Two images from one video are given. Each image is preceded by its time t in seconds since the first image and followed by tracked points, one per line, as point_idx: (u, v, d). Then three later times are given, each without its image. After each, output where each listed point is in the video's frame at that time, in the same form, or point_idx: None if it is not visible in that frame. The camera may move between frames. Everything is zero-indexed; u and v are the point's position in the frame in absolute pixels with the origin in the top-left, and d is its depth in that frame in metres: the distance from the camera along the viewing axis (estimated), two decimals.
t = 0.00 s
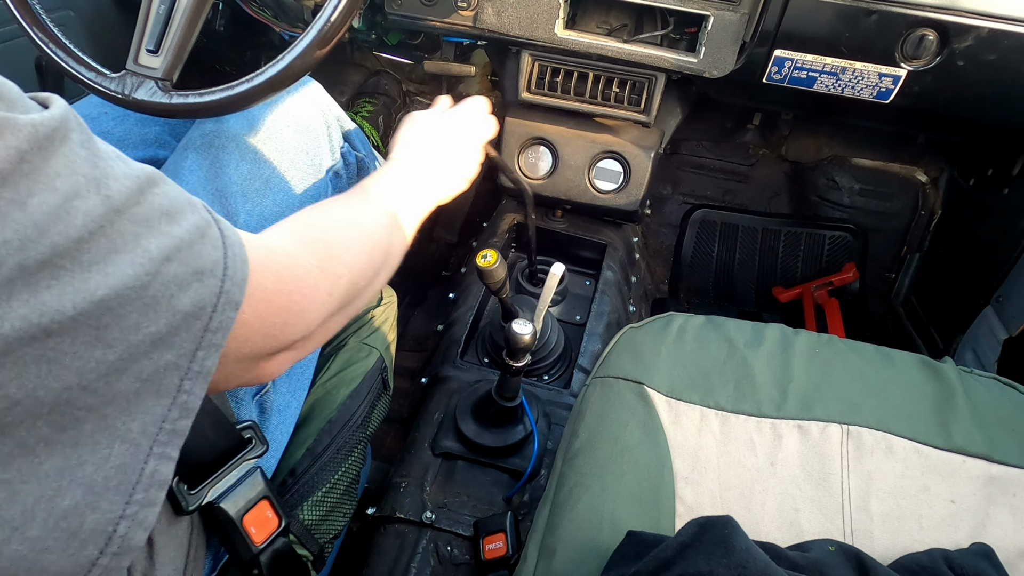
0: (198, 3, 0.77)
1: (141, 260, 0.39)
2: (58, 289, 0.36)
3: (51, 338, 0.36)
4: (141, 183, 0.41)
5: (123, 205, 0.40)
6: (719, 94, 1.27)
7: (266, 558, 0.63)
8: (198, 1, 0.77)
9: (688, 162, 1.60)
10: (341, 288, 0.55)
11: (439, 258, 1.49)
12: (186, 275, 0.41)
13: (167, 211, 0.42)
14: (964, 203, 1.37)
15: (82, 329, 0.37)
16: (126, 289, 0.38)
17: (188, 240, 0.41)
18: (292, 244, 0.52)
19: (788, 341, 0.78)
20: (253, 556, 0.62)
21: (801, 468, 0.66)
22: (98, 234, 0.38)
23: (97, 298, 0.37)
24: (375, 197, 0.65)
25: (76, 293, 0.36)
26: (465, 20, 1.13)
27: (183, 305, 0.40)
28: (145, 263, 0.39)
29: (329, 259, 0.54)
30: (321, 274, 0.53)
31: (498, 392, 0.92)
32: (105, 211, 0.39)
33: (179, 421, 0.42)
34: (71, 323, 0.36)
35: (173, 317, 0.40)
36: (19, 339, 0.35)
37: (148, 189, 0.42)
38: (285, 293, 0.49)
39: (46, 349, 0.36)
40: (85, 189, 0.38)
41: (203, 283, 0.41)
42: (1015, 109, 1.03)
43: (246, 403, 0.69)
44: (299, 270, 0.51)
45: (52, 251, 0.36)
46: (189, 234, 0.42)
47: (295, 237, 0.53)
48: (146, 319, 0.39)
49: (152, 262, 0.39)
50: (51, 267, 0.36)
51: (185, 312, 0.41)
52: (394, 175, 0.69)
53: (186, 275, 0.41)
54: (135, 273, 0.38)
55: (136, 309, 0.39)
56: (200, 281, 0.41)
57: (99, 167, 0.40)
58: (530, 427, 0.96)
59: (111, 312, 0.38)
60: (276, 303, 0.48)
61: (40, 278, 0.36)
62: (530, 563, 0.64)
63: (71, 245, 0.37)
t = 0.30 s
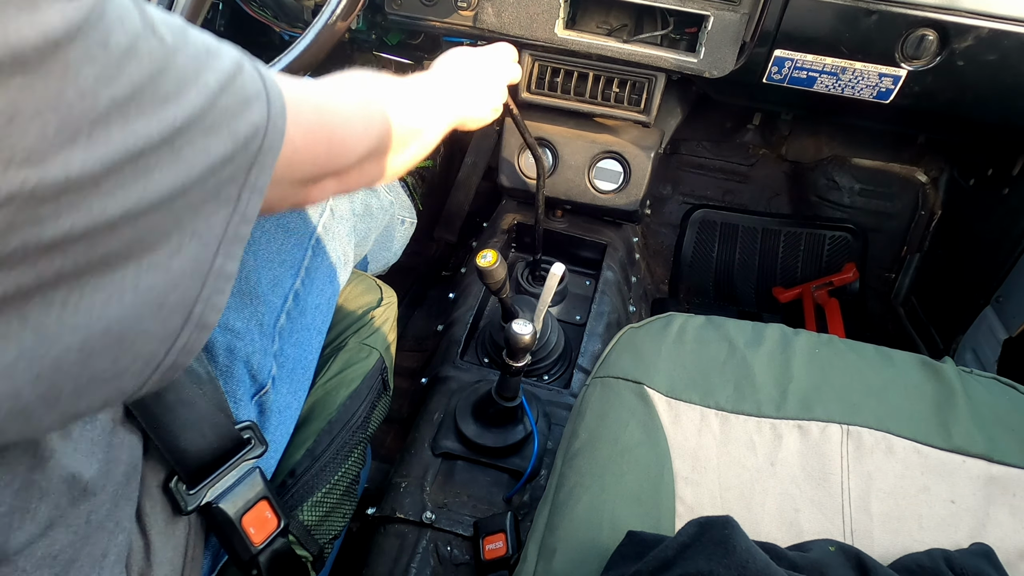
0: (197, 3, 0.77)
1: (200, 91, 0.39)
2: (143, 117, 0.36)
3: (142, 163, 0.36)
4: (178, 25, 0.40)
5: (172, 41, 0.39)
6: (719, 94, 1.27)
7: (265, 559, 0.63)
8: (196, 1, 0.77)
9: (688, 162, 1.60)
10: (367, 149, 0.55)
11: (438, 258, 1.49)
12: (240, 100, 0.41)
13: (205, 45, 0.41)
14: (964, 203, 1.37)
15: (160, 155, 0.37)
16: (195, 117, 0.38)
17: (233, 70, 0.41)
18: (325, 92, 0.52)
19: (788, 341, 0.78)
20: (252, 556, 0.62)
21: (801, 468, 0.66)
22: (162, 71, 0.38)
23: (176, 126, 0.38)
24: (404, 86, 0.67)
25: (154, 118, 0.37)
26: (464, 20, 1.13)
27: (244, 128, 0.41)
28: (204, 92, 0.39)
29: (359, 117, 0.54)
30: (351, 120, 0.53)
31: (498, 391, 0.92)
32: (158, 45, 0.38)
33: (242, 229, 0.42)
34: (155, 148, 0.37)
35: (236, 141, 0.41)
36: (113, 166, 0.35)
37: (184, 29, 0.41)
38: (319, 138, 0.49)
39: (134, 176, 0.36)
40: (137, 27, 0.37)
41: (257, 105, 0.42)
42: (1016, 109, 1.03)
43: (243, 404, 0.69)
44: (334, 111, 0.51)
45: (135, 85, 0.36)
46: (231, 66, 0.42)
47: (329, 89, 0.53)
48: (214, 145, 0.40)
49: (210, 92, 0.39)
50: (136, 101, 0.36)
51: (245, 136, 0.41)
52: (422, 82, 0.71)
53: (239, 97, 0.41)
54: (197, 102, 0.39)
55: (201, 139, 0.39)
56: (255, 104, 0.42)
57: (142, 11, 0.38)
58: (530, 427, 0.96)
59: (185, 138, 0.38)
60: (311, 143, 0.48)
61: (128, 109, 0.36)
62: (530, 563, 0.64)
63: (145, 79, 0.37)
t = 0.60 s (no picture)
0: (198, 3, 0.77)
1: (172, 122, 0.37)
2: (108, 146, 0.34)
3: (107, 193, 0.34)
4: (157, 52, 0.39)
5: (146, 69, 0.37)
6: (719, 94, 1.27)
7: (267, 559, 0.63)
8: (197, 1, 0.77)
9: (688, 162, 1.60)
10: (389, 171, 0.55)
11: (438, 258, 1.49)
12: (218, 134, 0.39)
13: (185, 74, 0.39)
14: (964, 203, 1.37)
15: (127, 188, 0.35)
16: (165, 148, 0.36)
17: (215, 109, 0.39)
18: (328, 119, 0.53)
19: (788, 341, 0.78)
20: (254, 557, 0.62)
21: (801, 468, 0.66)
22: (129, 98, 0.36)
23: (141, 157, 0.35)
24: (412, 107, 0.66)
25: (121, 150, 0.35)
26: (465, 20, 1.13)
27: (221, 161, 0.38)
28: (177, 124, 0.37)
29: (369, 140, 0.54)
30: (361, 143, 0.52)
31: (498, 392, 0.92)
32: (131, 72, 0.37)
33: (223, 274, 0.40)
34: (120, 179, 0.35)
35: (209, 179, 0.38)
36: (74, 192, 0.33)
37: (162, 58, 0.39)
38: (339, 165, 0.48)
39: (101, 207, 0.34)
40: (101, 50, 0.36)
41: (239, 139, 0.39)
42: (1016, 110, 1.03)
43: (247, 405, 0.69)
44: (346, 138, 0.51)
45: (98, 112, 0.34)
46: (212, 99, 0.39)
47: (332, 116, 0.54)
48: (187, 180, 0.37)
49: (183, 125, 0.37)
50: (102, 126, 0.34)
51: (224, 170, 0.38)
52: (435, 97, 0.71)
53: (218, 131, 0.39)
54: (167, 131, 0.37)
55: (172, 175, 0.37)
56: (235, 138, 0.39)
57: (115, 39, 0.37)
58: (530, 427, 0.96)
59: (156, 168, 0.36)
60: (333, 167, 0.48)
61: (93, 136, 0.34)
62: (530, 563, 0.64)
63: (110, 108, 0.35)
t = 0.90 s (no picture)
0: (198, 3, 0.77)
1: (10, 386, 0.30)
2: None
3: None
4: (51, 314, 0.35)
5: (31, 328, 0.33)
6: (719, 94, 1.27)
7: (268, 559, 0.63)
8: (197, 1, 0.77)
9: (688, 162, 1.60)
10: (259, 371, 0.52)
11: (438, 258, 1.49)
12: (68, 418, 0.32)
13: (63, 345, 0.34)
14: (964, 203, 1.37)
15: None
16: (25, 490, 0.29)
17: (74, 397, 0.33)
18: (161, 381, 0.46)
19: (788, 341, 0.78)
20: (255, 557, 0.62)
21: (801, 468, 0.66)
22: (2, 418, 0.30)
23: None
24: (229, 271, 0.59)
25: None
26: (465, 20, 1.13)
27: (69, 449, 0.32)
28: (11, 391, 0.30)
29: (215, 368, 0.49)
30: (228, 399, 0.48)
31: (498, 391, 0.92)
32: (21, 322, 0.32)
33: None
34: None
35: (40, 459, 0.30)
36: None
37: (52, 321, 0.35)
38: (233, 453, 0.47)
39: None
40: None
41: (98, 424, 0.34)
42: (1015, 110, 1.03)
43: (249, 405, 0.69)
44: (221, 373, 0.50)
45: None
46: (76, 382, 0.34)
47: (158, 375, 0.46)
48: (50, 548, 0.30)
49: (52, 470, 0.31)
50: None
51: (61, 456, 0.31)
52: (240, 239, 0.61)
53: (75, 413, 0.33)
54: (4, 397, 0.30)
55: None
56: (93, 423, 0.33)
57: (30, 293, 0.33)
58: (530, 427, 0.96)
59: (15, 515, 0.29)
60: (233, 469, 0.47)
61: None
62: (530, 563, 0.64)
63: None
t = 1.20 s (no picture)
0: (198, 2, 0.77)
1: (36, 410, 0.35)
2: None
3: None
4: (73, 331, 0.40)
5: (57, 349, 0.38)
6: (719, 94, 1.27)
7: (268, 558, 0.63)
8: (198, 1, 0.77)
9: (688, 162, 1.60)
10: (249, 371, 0.56)
11: (438, 258, 1.49)
12: (88, 440, 0.36)
13: (85, 364, 0.39)
14: (964, 203, 1.37)
15: None
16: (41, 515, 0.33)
17: (96, 417, 0.37)
18: (156, 394, 0.49)
19: (788, 340, 0.78)
20: (255, 556, 0.62)
21: (801, 468, 0.66)
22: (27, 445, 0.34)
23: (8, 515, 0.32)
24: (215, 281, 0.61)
25: None
26: (464, 20, 1.13)
27: (89, 472, 0.36)
28: (37, 415, 0.35)
29: (208, 374, 0.52)
30: (223, 402, 0.51)
31: (498, 391, 0.92)
32: (47, 344, 0.38)
33: None
34: None
35: (61, 485, 0.34)
36: None
37: (75, 340, 0.40)
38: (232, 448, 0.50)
39: None
40: (26, 320, 0.37)
41: (117, 445, 0.38)
42: (1015, 110, 1.03)
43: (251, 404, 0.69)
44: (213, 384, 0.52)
45: None
46: (98, 401, 0.38)
47: (154, 387, 0.49)
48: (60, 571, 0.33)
49: (63, 494, 0.34)
50: None
51: (82, 480, 0.35)
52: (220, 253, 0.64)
53: (96, 435, 0.37)
54: (32, 420, 0.35)
55: (12, 483, 0.33)
56: (112, 444, 0.37)
57: (53, 314, 0.39)
58: (530, 427, 0.96)
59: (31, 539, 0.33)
60: (235, 466, 0.50)
61: None
62: (530, 563, 0.64)
63: None
